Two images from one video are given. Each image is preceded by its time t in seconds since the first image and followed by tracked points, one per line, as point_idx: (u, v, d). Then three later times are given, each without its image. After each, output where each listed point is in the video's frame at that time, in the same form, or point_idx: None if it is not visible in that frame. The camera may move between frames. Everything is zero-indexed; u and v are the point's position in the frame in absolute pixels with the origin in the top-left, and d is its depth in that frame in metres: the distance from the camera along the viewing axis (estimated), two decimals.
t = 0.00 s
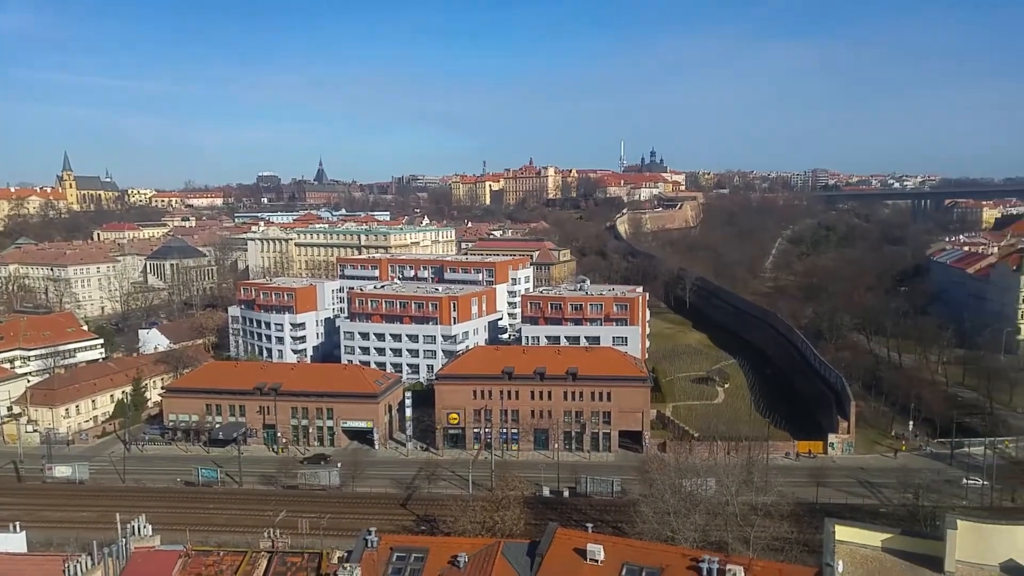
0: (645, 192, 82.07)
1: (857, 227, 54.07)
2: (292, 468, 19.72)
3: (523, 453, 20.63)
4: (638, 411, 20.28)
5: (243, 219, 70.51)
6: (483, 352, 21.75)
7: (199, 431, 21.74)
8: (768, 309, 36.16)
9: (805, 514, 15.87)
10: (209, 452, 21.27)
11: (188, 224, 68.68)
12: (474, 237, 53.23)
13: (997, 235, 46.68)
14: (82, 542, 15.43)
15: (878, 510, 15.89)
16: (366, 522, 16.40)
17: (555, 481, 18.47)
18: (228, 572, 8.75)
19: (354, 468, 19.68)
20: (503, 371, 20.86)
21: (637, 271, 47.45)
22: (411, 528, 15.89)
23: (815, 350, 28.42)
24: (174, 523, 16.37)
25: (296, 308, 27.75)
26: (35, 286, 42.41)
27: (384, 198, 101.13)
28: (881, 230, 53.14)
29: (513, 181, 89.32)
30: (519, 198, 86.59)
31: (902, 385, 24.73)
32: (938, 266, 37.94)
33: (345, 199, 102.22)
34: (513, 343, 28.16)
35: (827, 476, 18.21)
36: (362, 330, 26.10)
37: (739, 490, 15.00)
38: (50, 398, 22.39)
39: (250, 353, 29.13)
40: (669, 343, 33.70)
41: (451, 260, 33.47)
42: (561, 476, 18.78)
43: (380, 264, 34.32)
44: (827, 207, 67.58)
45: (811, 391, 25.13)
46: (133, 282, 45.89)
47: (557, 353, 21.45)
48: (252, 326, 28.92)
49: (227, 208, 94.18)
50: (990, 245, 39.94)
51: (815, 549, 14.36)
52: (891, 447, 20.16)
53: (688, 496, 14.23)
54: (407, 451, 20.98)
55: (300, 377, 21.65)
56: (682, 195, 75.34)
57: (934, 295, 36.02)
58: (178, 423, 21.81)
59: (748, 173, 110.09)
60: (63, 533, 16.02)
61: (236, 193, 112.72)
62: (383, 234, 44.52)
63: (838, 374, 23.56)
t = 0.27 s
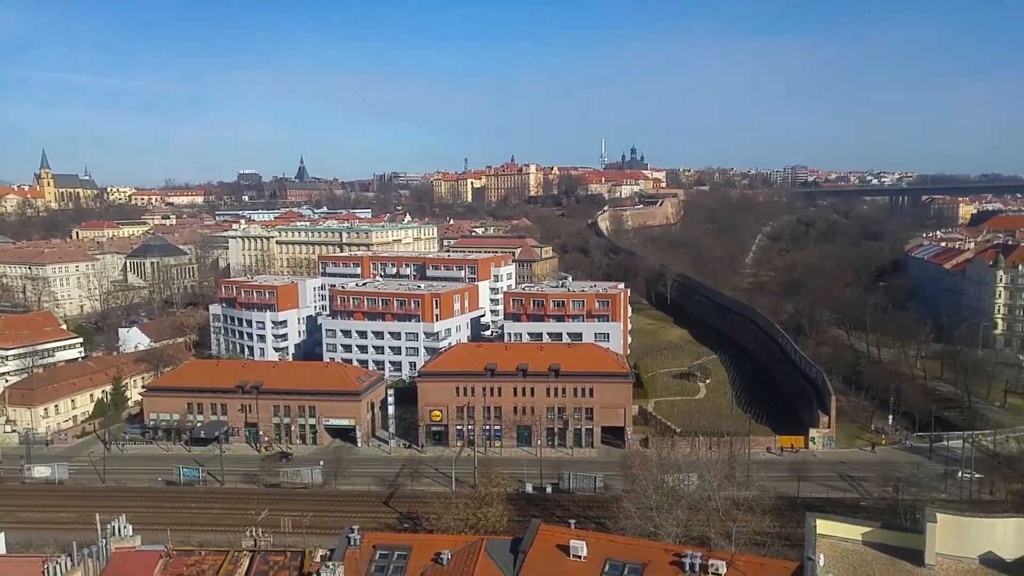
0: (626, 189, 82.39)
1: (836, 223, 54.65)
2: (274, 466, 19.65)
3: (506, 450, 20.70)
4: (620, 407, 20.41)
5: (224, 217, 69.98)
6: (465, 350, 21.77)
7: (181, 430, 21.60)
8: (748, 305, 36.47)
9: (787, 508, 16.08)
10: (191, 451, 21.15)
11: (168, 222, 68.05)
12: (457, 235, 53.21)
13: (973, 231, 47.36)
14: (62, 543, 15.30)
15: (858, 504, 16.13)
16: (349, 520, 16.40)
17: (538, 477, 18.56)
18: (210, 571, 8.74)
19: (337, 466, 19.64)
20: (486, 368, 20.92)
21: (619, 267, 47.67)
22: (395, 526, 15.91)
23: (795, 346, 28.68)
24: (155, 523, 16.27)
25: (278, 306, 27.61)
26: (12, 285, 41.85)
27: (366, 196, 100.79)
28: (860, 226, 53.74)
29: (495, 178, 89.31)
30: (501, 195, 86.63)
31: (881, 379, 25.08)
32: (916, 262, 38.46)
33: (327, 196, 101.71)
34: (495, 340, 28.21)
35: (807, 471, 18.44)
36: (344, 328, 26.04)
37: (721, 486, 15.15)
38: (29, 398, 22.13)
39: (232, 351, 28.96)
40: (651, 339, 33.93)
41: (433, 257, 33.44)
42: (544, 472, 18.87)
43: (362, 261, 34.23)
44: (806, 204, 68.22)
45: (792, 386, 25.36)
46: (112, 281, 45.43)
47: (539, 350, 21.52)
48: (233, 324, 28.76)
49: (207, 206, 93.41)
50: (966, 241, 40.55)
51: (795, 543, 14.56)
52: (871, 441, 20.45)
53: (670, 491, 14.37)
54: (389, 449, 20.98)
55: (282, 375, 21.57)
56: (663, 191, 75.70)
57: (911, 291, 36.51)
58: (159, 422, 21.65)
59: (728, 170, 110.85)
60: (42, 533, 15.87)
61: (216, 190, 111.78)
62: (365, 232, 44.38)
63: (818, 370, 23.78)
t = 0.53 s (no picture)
0: (610, 185, 82.58)
1: (818, 219, 55.10)
2: (258, 464, 19.55)
3: (490, 447, 20.72)
4: (604, 403, 20.49)
5: (206, 215, 69.44)
6: (450, 346, 21.76)
7: (164, 428, 21.43)
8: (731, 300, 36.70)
9: (771, 503, 16.24)
10: (174, 449, 20.99)
11: (150, 219, 67.43)
12: (442, 231, 53.12)
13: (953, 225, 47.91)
14: (44, 542, 15.14)
15: (840, 498, 16.32)
16: (334, 517, 16.35)
17: (523, 474, 18.60)
18: (194, 569, 8.67)
19: (321, 463, 19.57)
20: (470, 365, 20.93)
21: (603, 264, 47.80)
22: (380, 523, 15.89)
23: (778, 341, 28.90)
24: (138, 522, 16.14)
25: (261, 304, 27.43)
26: None
27: (350, 192, 100.39)
28: (842, 221, 54.20)
29: (479, 174, 89.19)
30: (486, 192, 86.57)
31: (863, 374, 25.35)
32: (897, 257, 38.86)
33: (310, 193, 101.17)
34: (480, 337, 28.20)
35: (789, 465, 18.62)
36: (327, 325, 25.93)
37: (705, 481, 15.25)
38: (12, 396, 21.85)
39: (215, 349, 28.76)
40: (635, 335, 34.07)
41: (418, 254, 33.36)
42: (529, 468, 18.91)
43: (345, 258, 34.09)
44: (789, 199, 68.72)
45: (774, 382, 25.54)
46: (94, 279, 44.94)
47: (523, 347, 21.54)
48: (216, 322, 28.55)
49: (189, 203, 92.62)
50: (946, 236, 41.01)
51: (778, 537, 14.71)
52: (853, 436, 20.69)
53: (655, 487, 14.47)
54: (374, 446, 20.93)
55: (266, 373, 21.45)
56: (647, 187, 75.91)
57: (892, 286, 36.91)
58: (143, 420, 21.47)
59: (712, 166, 111.36)
60: (23, 533, 15.69)
61: (198, 188, 110.87)
62: (349, 229, 44.19)
63: (801, 365, 23.96)
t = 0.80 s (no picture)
0: (596, 184, 82.75)
1: (802, 220, 55.52)
2: (240, 462, 19.42)
3: (475, 445, 20.70)
4: (589, 401, 20.52)
5: (190, 210, 68.88)
6: (435, 344, 21.71)
7: (145, 425, 21.22)
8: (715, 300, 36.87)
9: (753, 502, 16.35)
10: (155, 446, 20.80)
11: (133, 214, 66.77)
12: (428, 229, 52.99)
13: (934, 228, 48.46)
14: (21, 540, 14.96)
15: (821, 497, 16.45)
16: (317, 516, 16.27)
17: (507, 472, 18.59)
18: (174, 569, 8.59)
19: (304, 461, 19.46)
20: (455, 363, 20.88)
21: (588, 263, 47.87)
22: (363, 522, 15.82)
23: (761, 341, 29.06)
24: (117, 520, 15.98)
25: (245, 300, 27.22)
26: None
27: (335, 189, 99.94)
28: (825, 223, 54.66)
29: (465, 172, 89.07)
30: (471, 190, 86.47)
31: (845, 374, 25.57)
32: (879, 258, 39.26)
33: (295, 189, 100.54)
34: (465, 335, 28.16)
35: (772, 465, 18.74)
36: (312, 322, 25.79)
37: (688, 480, 15.31)
38: None
39: (198, 346, 28.52)
40: (619, 334, 34.16)
41: (403, 251, 33.23)
42: (513, 467, 18.91)
43: (331, 255, 33.91)
44: (773, 200, 69.20)
45: (757, 382, 25.68)
46: (74, 274, 44.43)
47: (508, 345, 21.53)
48: (199, 318, 28.32)
49: (173, 198, 91.81)
50: (927, 238, 41.47)
51: (760, 536, 14.80)
52: (835, 435, 20.86)
53: (638, 486, 14.52)
54: (358, 444, 20.84)
55: (249, 369, 21.31)
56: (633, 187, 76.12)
57: (874, 287, 37.25)
58: (123, 417, 21.26)
59: (697, 166, 111.88)
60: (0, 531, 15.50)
61: (182, 183, 109.91)
62: (334, 225, 43.97)
63: (783, 366, 24.11)
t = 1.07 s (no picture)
0: (581, 184, 82.86)
1: (785, 220, 55.92)
2: (222, 463, 19.26)
3: (459, 445, 20.66)
4: (574, 400, 20.54)
5: (172, 208, 68.28)
6: (420, 343, 21.63)
7: (125, 425, 21.00)
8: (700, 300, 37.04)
9: (737, 500, 16.42)
10: (135, 447, 20.59)
11: (114, 211, 66.07)
12: (412, 227, 52.85)
13: (914, 228, 48.99)
14: None
15: (804, 495, 16.57)
16: (300, 517, 16.17)
17: (491, 472, 18.57)
18: (153, 571, 8.49)
19: (288, 461, 19.34)
20: (440, 362, 20.83)
21: (573, 263, 47.93)
22: (346, 522, 15.74)
23: (744, 341, 29.22)
24: (97, 523, 15.80)
25: (228, 299, 27.01)
26: None
27: (319, 187, 99.41)
28: (807, 223, 55.09)
29: (450, 171, 88.91)
30: (456, 189, 86.34)
31: (827, 373, 25.76)
32: (860, 258, 39.61)
33: (279, 187, 99.90)
34: (450, 334, 28.10)
35: (756, 463, 18.84)
36: (295, 321, 25.63)
37: (673, 478, 15.36)
38: None
39: (180, 345, 28.27)
40: (604, 333, 34.22)
41: (387, 250, 33.10)
42: (498, 466, 18.88)
43: (314, 253, 33.72)
44: (756, 200, 69.66)
45: (740, 381, 25.82)
46: (53, 272, 43.88)
47: (493, 344, 21.50)
48: (181, 317, 28.06)
49: (155, 195, 90.94)
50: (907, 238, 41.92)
51: (743, 534, 14.87)
52: (817, 434, 21.02)
53: (623, 484, 14.55)
54: (342, 444, 20.74)
55: (232, 369, 21.14)
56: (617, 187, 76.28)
57: (856, 287, 37.59)
58: (103, 417, 21.03)
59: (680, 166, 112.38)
60: None
61: (164, 180, 108.91)
62: (318, 224, 43.73)
63: (765, 364, 24.26)
